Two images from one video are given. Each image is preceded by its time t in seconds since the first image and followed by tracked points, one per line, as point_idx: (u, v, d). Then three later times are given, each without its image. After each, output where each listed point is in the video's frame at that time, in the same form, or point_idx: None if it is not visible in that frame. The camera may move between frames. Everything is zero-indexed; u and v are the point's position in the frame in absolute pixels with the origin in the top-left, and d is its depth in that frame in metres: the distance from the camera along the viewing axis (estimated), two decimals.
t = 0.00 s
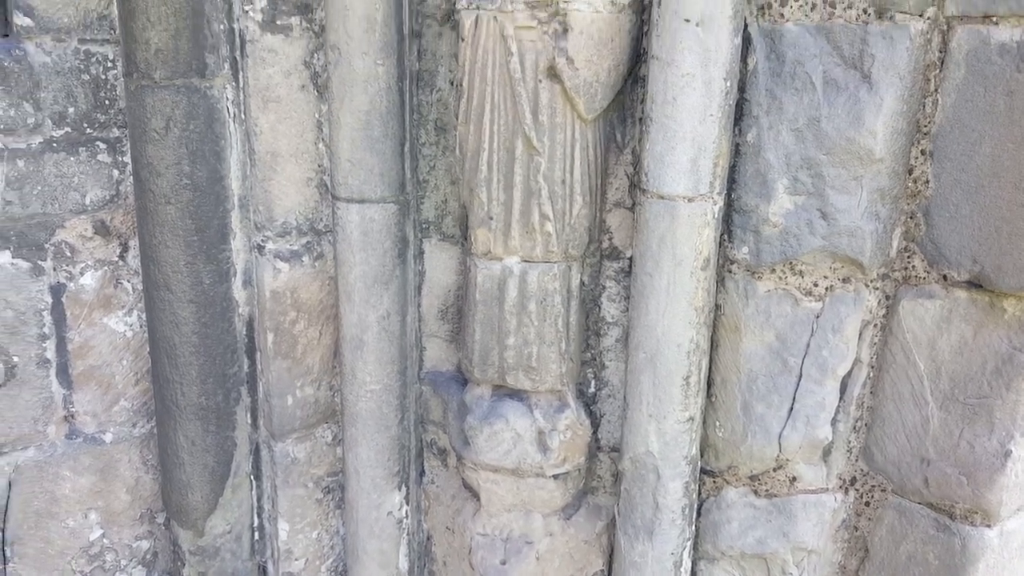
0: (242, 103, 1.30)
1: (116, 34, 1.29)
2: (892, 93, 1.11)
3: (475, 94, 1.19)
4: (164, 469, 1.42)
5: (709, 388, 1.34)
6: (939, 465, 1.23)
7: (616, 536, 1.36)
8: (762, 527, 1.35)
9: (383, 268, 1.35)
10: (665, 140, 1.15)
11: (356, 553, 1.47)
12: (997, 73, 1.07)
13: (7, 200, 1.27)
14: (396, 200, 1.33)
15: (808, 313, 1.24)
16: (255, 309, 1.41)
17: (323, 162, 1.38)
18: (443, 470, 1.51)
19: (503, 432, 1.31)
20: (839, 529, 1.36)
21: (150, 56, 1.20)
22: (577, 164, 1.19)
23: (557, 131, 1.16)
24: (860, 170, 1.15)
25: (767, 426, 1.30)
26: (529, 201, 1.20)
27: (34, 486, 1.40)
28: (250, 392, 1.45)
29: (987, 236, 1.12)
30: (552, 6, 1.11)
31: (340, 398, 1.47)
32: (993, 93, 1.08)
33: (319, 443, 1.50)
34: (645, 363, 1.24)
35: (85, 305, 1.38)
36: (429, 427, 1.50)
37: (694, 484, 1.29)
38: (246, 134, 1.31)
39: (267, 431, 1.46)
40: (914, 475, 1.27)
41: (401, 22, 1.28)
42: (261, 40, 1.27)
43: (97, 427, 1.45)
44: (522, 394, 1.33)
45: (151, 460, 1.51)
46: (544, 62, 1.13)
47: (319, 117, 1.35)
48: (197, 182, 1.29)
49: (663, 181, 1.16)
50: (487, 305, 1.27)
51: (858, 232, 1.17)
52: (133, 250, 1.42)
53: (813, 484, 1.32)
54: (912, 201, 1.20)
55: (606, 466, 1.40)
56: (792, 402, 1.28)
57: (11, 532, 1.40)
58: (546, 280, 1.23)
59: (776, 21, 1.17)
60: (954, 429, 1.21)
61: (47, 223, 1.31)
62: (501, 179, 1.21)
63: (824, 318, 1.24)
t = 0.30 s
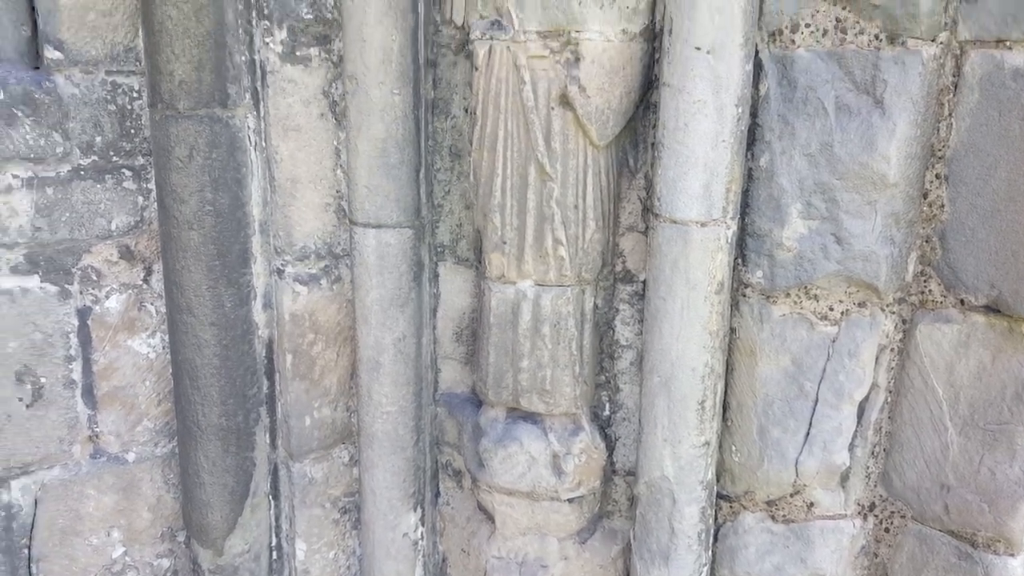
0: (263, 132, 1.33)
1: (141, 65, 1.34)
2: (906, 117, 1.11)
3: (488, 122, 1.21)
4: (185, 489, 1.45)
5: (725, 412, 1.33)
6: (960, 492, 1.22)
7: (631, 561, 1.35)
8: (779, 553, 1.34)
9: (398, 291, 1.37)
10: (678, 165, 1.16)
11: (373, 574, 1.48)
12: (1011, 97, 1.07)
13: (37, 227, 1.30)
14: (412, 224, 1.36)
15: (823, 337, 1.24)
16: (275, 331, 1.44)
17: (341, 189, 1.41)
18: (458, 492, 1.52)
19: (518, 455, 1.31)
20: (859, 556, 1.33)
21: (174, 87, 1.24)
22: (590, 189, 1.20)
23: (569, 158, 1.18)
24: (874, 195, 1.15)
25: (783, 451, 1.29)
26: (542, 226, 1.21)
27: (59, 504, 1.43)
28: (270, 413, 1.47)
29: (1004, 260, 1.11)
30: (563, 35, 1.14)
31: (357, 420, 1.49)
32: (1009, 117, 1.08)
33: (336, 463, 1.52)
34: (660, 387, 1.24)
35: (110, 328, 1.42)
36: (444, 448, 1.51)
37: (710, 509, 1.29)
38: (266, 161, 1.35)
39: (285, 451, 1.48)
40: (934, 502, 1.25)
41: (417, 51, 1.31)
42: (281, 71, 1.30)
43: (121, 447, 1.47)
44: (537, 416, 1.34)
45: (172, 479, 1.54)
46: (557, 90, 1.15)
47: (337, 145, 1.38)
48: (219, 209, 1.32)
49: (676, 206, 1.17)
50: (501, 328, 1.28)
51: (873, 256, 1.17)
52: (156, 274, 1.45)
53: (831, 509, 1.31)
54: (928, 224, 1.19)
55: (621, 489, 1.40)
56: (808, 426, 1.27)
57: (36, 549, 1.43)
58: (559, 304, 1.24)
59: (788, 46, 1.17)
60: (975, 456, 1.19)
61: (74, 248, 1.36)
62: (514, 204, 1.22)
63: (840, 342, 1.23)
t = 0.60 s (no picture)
0: (300, 154, 1.37)
1: (183, 90, 1.37)
2: (941, 134, 1.10)
3: (518, 142, 1.23)
4: (227, 500, 1.48)
5: (761, 430, 1.32)
6: (1004, 512, 1.19)
7: None
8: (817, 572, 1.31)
9: (431, 308, 1.39)
10: (709, 183, 1.15)
11: None
12: None
13: (85, 247, 1.36)
14: (444, 243, 1.38)
15: (861, 354, 1.22)
16: (313, 348, 1.47)
17: (375, 208, 1.44)
18: (491, 506, 1.52)
19: (551, 471, 1.32)
20: None
21: (215, 111, 1.27)
22: (620, 207, 1.20)
23: (599, 176, 1.18)
24: (910, 212, 1.13)
25: (820, 469, 1.27)
26: (572, 244, 1.21)
27: (108, 513, 1.48)
28: (309, 427, 1.50)
29: None
30: (592, 56, 1.15)
31: (392, 434, 1.51)
32: None
33: (372, 477, 1.54)
34: (694, 404, 1.24)
35: (155, 344, 1.46)
36: (478, 463, 1.52)
37: (746, 527, 1.27)
38: (302, 183, 1.39)
39: (323, 464, 1.51)
40: (978, 523, 1.23)
41: (449, 73, 1.33)
42: (317, 95, 1.34)
43: (165, 459, 1.52)
44: (570, 432, 1.34)
45: (215, 491, 1.57)
46: (586, 110, 1.16)
47: (371, 165, 1.41)
48: (259, 229, 1.35)
49: (708, 224, 1.17)
50: (534, 345, 1.29)
51: (910, 273, 1.15)
52: (199, 292, 1.49)
53: (870, 528, 1.29)
54: (967, 240, 1.18)
55: (656, 506, 1.39)
56: (846, 445, 1.25)
57: (86, 556, 1.47)
58: (590, 321, 1.24)
59: (819, 63, 1.16)
60: (1020, 475, 1.17)
61: (120, 267, 1.40)
62: (545, 222, 1.23)
63: (878, 359, 1.21)
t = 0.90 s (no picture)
0: (353, 164, 1.40)
1: (241, 102, 1.42)
2: (999, 143, 1.08)
3: (567, 152, 1.24)
4: (278, 502, 1.51)
5: (811, 442, 1.30)
6: None
7: None
8: None
9: (479, 316, 1.40)
10: (761, 193, 1.15)
11: None
12: None
13: (146, 253, 1.40)
14: (491, 251, 1.39)
15: (915, 367, 1.20)
16: (362, 353, 1.49)
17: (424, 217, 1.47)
18: (536, 514, 1.53)
19: (597, 480, 1.32)
20: None
21: (272, 123, 1.32)
22: (669, 217, 1.20)
23: (648, 186, 1.18)
24: (966, 222, 1.11)
25: (872, 483, 1.25)
26: (620, 253, 1.22)
27: (163, 512, 1.52)
28: (357, 431, 1.53)
29: None
30: (643, 65, 1.15)
31: (439, 440, 1.53)
32: None
33: (419, 481, 1.55)
34: (744, 416, 1.23)
35: (210, 348, 1.50)
36: (523, 471, 1.53)
37: (796, 540, 1.26)
38: (354, 193, 1.42)
39: (371, 468, 1.53)
40: None
41: (498, 84, 1.35)
42: (370, 107, 1.37)
43: (219, 460, 1.56)
44: (616, 442, 1.34)
45: (265, 492, 1.62)
46: (635, 119, 1.16)
47: (420, 175, 1.44)
48: (312, 238, 1.39)
49: (759, 233, 1.16)
50: (581, 354, 1.29)
51: (966, 284, 1.13)
52: (254, 297, 1.53)
53: (923, 544, 1.26)
54: None
55: (703, 518, 1.38)
56: (899, 459, 1.23)
57: (142, 553, 1.51)
58: (638, 331, 1.24)
59: (873, 72, 1.15)
60: None
61: (179, 273, 1.44)
62: (593, 231, 1.24)
63: (933, 372, 1.19)
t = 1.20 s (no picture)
0: (402, 179, 1.44)
1: (295, 119, 1.46)
2: None
3: (614, 166, 1.25)
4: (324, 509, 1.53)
5: (860, 458, 1.30)
6: None
7: None
8: None
9: (524, 328, 1.41)
10: (810, 208, 1.16)
11: None
12: None
13: (202, 265, 1.45)
14: (537, 264, 1.40)
15: (966, 383, 1.19)
16: (408, 363, 1.51)
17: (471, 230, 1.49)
18: (580, 526, 1.54)
19: (643, 493, 1.32)
20: None
21: (326, 139, 1.36)
22: (717, 230, 1.21)
23: (696, 200, 1.19)
24: (1020, 237, 1.10)
25: (922, 500, 1.24)
26: (668, 267, 1.23)
27: (213, 519, 1.55)
28: (403, 440, 1.55)
29: None
30: (691, 81, 1.16)
31: (483, 450, 1.53)
32: None
33: (463, 491, 1.57)
34: (792, 431, 1.23)
35: (262, 356, 1.54)
36: (567, 483, 1.54)
37: (843, 557, 1.25)
38: (403, 207, 1.45)
39: (416, 477, 1.54)
40: None
41: (546, 99, 1.37)
42: (420, 123, 1.41)
43: (267, 468, 1.59)
44: (662, 455, 1.35)
45: (311, 499, 1.64)
46: (684, 134, 1.18)
47: (468, 189, 1.47)
48: (363, 251, 1.42)
49: (809, 248, 1.17)
50: (626, 367, 1.30)
51: (1020, 300, 1.11)
52: (304, 308, 1.58)
53: (975, 562, 1.25)
54: None
55: (749, 532, 1.38)
56: (949, 476, 1.21)
57: (192, 559, 1.54)
58: (685, 344, 1.24)
59: (924, 87, 1.15)
60: None
61: (233, 284, 1.49)
62: (640, 245, 1.25)
63: (984, 389, 1.18)
